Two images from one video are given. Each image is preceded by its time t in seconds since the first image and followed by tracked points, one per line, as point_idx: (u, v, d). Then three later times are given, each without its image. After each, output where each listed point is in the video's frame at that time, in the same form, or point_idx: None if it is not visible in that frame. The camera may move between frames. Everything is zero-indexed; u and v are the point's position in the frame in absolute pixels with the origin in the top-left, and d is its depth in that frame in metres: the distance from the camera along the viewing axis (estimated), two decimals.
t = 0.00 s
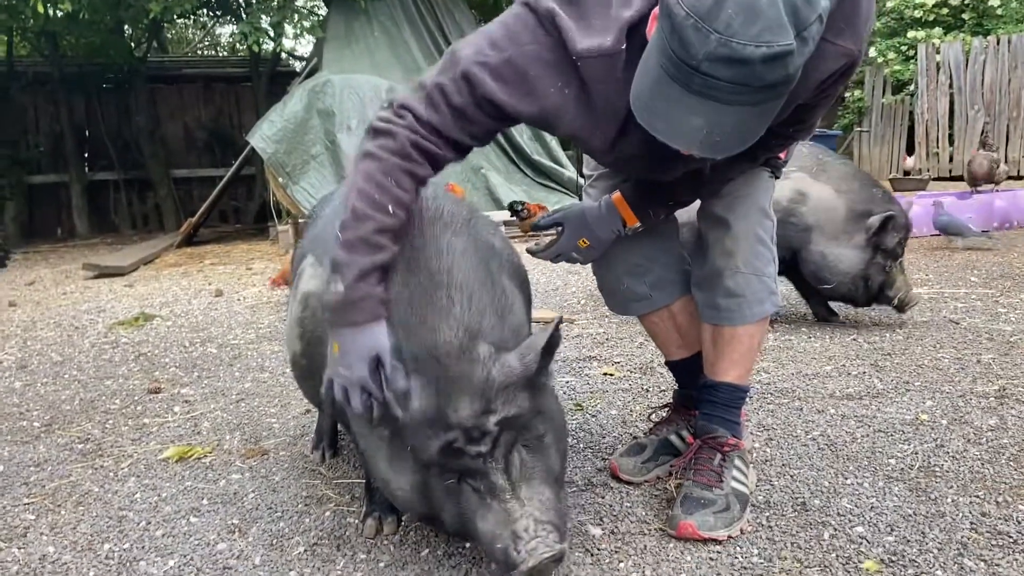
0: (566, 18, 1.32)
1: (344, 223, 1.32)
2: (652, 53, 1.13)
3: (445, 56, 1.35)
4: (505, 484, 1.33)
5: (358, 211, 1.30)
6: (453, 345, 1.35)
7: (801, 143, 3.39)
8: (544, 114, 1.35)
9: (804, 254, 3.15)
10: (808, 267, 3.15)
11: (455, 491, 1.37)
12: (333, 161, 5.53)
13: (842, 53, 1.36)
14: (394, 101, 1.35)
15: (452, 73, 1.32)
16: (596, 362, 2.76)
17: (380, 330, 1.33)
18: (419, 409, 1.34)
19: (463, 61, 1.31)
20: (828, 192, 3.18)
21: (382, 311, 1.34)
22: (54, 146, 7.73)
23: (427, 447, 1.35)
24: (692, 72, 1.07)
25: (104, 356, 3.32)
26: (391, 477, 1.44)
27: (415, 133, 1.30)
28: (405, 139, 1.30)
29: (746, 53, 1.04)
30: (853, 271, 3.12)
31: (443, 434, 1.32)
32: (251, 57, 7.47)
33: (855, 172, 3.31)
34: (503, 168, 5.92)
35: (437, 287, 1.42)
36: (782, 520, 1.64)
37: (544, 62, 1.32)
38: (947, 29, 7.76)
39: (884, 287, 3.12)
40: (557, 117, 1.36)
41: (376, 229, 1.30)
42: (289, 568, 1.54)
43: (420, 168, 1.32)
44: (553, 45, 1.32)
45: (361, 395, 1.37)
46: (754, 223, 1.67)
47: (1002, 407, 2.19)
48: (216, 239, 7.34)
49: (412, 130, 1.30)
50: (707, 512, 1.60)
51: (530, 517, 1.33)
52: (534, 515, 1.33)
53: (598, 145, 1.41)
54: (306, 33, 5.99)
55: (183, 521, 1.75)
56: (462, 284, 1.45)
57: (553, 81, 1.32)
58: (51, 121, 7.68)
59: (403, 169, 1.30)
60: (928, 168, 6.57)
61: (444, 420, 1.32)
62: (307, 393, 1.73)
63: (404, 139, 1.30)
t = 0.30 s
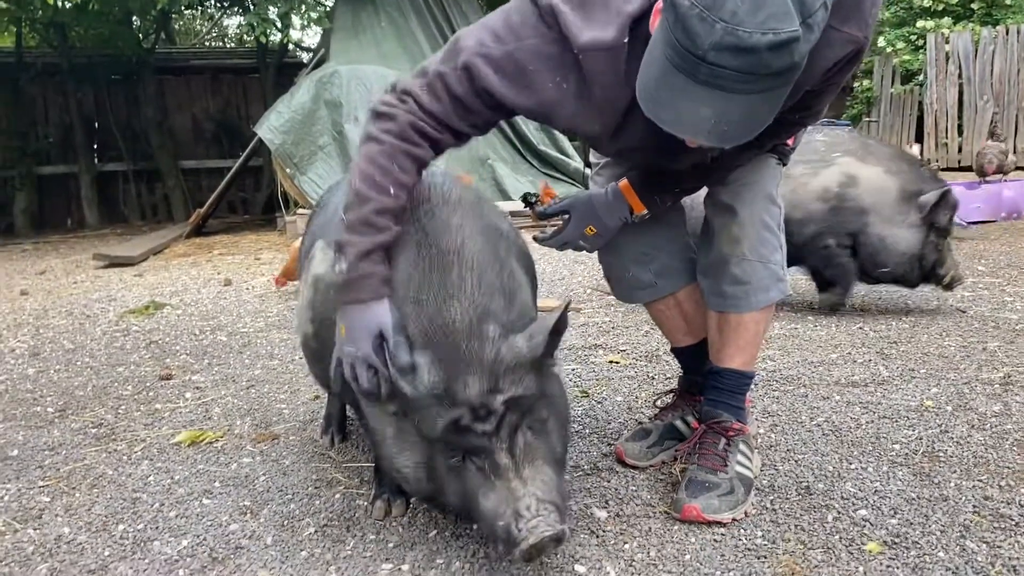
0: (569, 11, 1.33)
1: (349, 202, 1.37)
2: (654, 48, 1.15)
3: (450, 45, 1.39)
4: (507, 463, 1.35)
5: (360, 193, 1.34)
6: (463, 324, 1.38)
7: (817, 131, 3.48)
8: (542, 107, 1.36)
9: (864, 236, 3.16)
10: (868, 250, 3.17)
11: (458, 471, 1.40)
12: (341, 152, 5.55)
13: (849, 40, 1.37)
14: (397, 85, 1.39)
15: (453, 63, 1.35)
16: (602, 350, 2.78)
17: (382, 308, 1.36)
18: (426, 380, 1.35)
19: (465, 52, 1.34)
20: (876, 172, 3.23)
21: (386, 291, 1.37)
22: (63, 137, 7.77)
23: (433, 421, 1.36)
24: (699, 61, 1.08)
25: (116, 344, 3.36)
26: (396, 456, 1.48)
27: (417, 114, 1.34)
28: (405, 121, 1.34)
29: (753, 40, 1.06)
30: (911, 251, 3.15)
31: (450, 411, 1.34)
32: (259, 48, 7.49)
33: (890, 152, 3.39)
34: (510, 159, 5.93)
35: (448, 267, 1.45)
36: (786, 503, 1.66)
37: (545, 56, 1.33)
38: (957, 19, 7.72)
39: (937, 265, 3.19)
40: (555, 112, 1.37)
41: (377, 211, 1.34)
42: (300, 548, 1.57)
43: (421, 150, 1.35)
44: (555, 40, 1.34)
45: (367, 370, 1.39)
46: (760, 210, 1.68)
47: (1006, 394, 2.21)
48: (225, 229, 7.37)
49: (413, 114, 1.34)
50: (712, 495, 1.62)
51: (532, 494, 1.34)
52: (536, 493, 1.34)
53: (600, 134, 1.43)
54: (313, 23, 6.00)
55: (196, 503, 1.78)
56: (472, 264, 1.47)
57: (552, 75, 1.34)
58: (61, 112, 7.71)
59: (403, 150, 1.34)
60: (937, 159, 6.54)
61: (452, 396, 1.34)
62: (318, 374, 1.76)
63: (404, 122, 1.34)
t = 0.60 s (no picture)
0: None
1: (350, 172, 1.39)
2: (659, 29, 1.14)
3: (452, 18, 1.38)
4: (507, 430, 1.33)
5: (360, 162, 1.36)
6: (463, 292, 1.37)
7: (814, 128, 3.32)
8: (543, 86, 1.35)
9: (916, 232, 3.10)
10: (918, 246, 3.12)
11: (458, 442, 1.38)
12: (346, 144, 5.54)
13: (859, 27, 1.37)
14: (397, 56, 1.39)
15: (454, 36, 1.34)
16: (607, 341, 2.78)
17: (382, 276, 1.37)
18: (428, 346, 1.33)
19: (466, 25, 1.33)
20: (931, 168, 3.12)
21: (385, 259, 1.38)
22: (68, 128, 7.77)
23: (433, 394, 1.35)
24: (704, 43, 1.08)
25: (121, 334, 3.37)
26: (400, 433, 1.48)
27: (419, 82, 1.34)
28: (405, 92, 1.34)
29: (759, 22, 1.05)
30: (958, 254, 3.12)
31: (448, 378, 1.33)
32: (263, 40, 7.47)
33: (937, 148, 3.29)
34: (515, 151, 5.92)
35: (448, 242, 1.44)
36: (792, 493, 1.66)
37: (547, 33, 1.33)
38: (966, 10, 7.66)
39: (976, 266, 3.16)
40: (553, 92, 1.36)
41: (376, 178, 1.36)
42: (306, 536, 1.57)
43: (421, 121, 1.35)
44: (558, 19, 1.34)
45: (370, 338, 1.40)
46: (769, 200, 1.67)
47: (1013, 385, 2.20)
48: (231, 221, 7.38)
49: (413, 85, 1.34)
50: (717, 484, 1.62)
51: (534, 461, 1.32)
52: (537, 459, 1.32)
53: (600, 114, 1.42)
54: (317, 14, 5.99)
55: (202, 492, 1.78)
56: (473, 239, 1.47)
57: (554, 53, 1.33)
58: (66, 104, 7.72)
59: (401, 120, 1.35)
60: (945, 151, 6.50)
61: (449, 363, 1.33)
62: (325, 365, 1.77)
63: (405, 92, 1.34)
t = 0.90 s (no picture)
0: None
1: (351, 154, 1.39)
2: (657, 25, 1.14)
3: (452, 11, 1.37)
4: (499, 412, 1.33)
5: (359, 142, 1.36)
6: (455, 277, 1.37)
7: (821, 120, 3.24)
8: (538, 80, 1.35)
9: (956, 222, 3.11)
10: (958, 238, 3.13)
11: (450, 427, 1.39)
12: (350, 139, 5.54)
13: (862, 25, 1.37)
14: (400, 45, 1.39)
15: (453, 29, 1.34)
16: (610, 336, 2.78)
17: (378, 254, 1.36)
18: (423, 331, 1.33)
19: (466, 18, 1.33)
20: (978, 156, 3.11)
21: (383, 238, 1.37)
22: (73, 123, 7.79)
23: (424, 377, 1.35)
24: (698, 40, 1.08)
25: (126, 329, 3.38)
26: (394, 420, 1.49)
27: (417, 71, 1.34)
28: (405, 77, 1.33)
29: (753, 20, 1.05)
30: (1003, 243, 3.11)
31: (441, 361, 1.33)
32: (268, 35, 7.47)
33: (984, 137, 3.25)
34: (520, 146, 5.92)
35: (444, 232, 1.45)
36: (794, 489, 1.67)
37: (543, 28, 1.33)
38: (971, 6, 7.64)
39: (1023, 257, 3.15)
40: (545, 88, 1.37)
41: (376, 158, 1.35)
42: (309, 531, 1.58)
43: (422, 106, 1.34)
44: (553, 14, 1.34)
45: (366, 316, 1.39)
46: (770, 196, 1.67)
47: (1016, 381, 2.20)
48: (236, 216, 7.39)
49: (413, 70, 1.34)
50: (719, 480, 1.62)
51: (524, 445, 1.33)
52: (529, 442, 1.33)
53: (595, 107, 1.41)
54: (321, 10, 5.99)
55: (206, 487, 1.79)
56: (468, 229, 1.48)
57: (548, 47, 1.34)
58: (71, 99, 7.73)
59: (403, 105, 1.33)
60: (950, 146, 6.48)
61: (444, 345, 1.32)
62: (325, 360, 1.78)
63: (404, 77, 1.33)
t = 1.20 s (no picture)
0: None
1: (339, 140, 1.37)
2: (653, 7, 1.13)
3: None
4: (483, 408, 1.33)
5: (348, 128, 1.34)
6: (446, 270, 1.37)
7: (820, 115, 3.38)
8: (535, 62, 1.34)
9: (984, 219, 3.08)
10: (988, 234, 3.08)
11: (437, 421, 1.39)
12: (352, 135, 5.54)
13: (855, 18, 1.36)
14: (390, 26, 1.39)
15: (447, 11, 1.34)
16: (611, 331, 2.78)
17: (368, 238, 1.35)
18: (415, 322, 1.34)
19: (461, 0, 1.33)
20: (1012, 150, 3.06)
21: (371, 223, 1.36)
22: (75, 119, 7.78)
23: (413, 371, 1.36)
24: (692, 23, 1.07)
25: (128, 325, 3.38)
26: (386, 411, 1.49)
27: (409, 54, 1.34)
28: (394, 60, 1.33)
29: (748, 3, 1.04)
30: None
31: (428, 356, 1.34)
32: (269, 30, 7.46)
33: None
34: (522, 142, 5.92)
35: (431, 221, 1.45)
36: (795, 483, 1.66)
37: (541, 11, 1.32)
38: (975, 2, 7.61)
39: None
40: (545, 71, 1.36)
41: (362, 144, 1.33)
42: (311, 525, 1.58)
43: (410, 90, 1.34)
44: None
45: (360, 307, 1.39)
46: (771, 189, 1.67)
47: (1018, 376, 2.19)
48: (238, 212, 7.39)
49: (403, 53, 1.34)
50: (720, 474, 1.62)
51: (509, 440, 1.33)
52: (513, 437, 1.33)
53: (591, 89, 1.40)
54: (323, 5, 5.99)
55: (208, 480, 1.79)
56: (456, 220, 1.48)
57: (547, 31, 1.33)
58: (73, 95, 7.73)
59: (391, 87, 1.33)
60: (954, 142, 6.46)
61: (429, 340, 1.33)
62: (320, 354, 1.79)
63: (394, 59, 1.33)
